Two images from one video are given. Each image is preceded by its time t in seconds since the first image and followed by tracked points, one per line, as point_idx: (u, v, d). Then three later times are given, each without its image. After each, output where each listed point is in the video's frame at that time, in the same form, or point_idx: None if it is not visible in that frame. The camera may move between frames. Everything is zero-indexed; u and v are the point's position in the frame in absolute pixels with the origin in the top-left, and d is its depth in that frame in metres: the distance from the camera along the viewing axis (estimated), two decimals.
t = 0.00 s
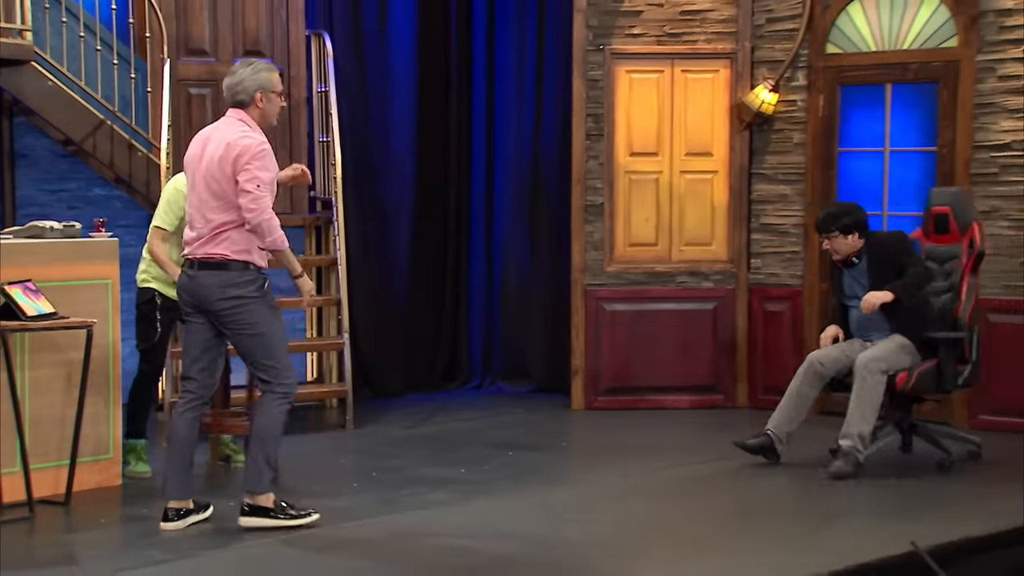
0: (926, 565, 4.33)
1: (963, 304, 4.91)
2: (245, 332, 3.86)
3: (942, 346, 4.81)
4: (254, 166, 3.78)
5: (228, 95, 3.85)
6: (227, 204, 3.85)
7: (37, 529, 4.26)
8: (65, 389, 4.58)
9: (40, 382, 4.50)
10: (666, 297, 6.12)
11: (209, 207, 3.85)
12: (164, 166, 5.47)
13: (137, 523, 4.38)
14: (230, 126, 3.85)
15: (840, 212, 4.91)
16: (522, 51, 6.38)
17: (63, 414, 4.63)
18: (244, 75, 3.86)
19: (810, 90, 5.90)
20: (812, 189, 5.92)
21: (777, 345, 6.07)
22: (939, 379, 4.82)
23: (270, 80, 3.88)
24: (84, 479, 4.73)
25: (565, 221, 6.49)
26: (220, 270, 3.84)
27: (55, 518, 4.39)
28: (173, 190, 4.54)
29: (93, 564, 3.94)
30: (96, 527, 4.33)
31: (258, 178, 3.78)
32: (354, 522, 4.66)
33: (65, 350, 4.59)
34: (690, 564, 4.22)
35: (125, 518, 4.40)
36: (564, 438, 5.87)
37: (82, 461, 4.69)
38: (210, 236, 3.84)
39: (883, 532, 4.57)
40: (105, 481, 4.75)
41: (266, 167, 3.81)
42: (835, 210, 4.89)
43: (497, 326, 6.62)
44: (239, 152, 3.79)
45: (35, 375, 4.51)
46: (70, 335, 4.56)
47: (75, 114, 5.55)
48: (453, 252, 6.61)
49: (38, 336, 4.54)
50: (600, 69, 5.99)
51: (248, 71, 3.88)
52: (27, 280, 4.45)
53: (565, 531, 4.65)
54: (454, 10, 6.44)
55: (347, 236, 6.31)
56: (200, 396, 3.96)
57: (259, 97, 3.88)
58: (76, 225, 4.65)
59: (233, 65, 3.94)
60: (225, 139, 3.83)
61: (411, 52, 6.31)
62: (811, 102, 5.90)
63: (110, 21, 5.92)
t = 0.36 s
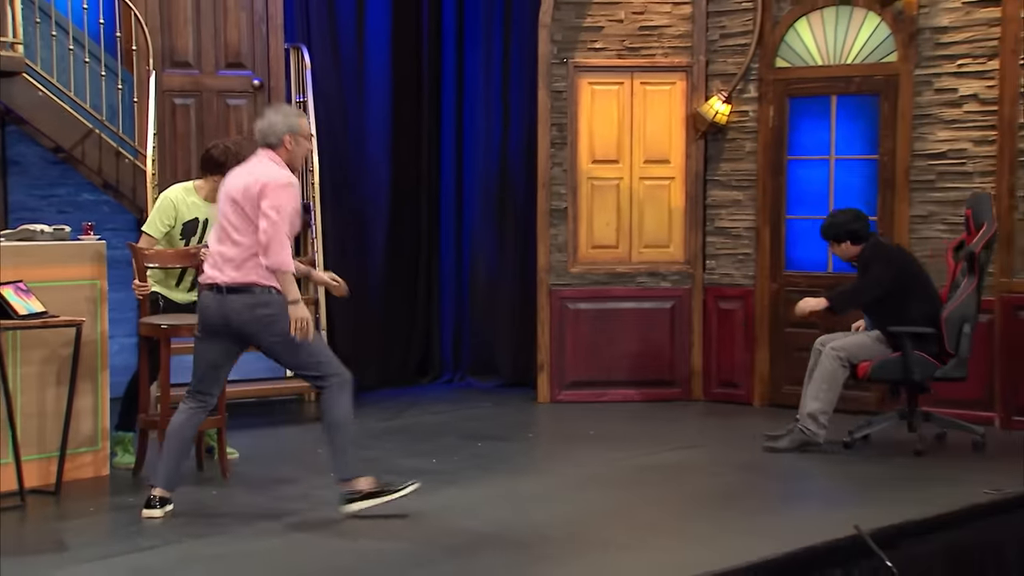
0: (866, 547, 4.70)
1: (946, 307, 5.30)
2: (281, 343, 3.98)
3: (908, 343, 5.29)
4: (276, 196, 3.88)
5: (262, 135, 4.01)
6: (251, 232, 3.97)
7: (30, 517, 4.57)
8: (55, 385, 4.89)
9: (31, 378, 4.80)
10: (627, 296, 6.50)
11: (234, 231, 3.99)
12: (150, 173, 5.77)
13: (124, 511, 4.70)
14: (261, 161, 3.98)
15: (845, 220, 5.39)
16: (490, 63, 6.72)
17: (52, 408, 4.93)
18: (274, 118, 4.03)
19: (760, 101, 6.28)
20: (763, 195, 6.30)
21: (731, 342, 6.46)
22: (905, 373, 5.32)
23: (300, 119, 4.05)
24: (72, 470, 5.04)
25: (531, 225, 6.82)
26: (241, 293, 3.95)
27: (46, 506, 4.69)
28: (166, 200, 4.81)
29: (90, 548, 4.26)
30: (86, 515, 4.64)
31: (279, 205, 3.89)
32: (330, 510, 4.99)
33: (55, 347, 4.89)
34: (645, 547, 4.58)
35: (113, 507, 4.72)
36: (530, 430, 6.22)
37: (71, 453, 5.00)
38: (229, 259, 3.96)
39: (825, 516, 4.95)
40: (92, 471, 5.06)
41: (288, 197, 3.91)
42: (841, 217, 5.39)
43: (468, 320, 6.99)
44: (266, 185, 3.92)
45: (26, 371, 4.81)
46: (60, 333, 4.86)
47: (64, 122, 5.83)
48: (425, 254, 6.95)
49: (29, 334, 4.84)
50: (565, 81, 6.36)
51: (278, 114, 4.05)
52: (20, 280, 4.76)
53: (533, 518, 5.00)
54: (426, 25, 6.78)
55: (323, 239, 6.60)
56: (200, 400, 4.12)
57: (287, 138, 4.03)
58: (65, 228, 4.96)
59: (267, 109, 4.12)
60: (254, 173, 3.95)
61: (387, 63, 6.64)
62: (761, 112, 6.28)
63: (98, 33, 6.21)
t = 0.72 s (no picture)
0: (814, 534, 4.90)
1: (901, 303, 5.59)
2: (372, 342, 4.15)
3: (860, 336, 5.69)
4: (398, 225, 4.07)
5: (409, 163, 4.18)
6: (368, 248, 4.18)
7: (13, 510, 4.79)
8: (37, 382, 5.11)
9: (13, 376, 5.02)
10: (589, 296, 6.78)
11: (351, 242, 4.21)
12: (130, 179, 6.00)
13: (104, 505, 4.93)
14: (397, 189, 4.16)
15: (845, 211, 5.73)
16: (457, 73, 6.98)
17: (34, 405, 5.15)
18: (426, 149, 4.19)
19: (715, 110, 6.58)
20: (718, 200, 6.60)
21: (688, 339, 6.76)
22: (858, 364, 5.71)
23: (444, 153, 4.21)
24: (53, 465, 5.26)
25: (497, 228, 7.09)
26: (338, 294, 4.19)
27: (28, 500, 4.91)
28: (151, 201, 4.98)
29: (77, 539, 4.48)
30: (67, 507, 4.86)
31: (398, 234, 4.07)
32: (303, 503, 5.23)
33: (36, 346, 5.12)
34: (607, 535, 4.84)
35: (93, 500, 4.94)
36: (496, 425, 6.49)
37: (52, 449, 5.21)
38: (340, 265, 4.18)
39: (776, 505, 5.23)
40: (72, 466, 5.28)
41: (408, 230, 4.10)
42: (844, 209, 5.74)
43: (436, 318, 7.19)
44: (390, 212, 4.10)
45: (9, 369, 5.03)
46: (41, 332, 5.08)
47: (45, 130, 6.04)
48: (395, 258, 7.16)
49: (12, 334, 5.06)
50: (529, 90, 6.64)
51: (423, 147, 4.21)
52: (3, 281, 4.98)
53: (499, 509, 5.26)
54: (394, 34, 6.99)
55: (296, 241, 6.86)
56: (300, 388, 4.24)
57: (435, 170, 4.20)
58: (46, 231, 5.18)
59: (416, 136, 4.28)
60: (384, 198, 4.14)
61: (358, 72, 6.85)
62: (716, 121, 6.58)
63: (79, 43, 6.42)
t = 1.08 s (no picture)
0: (774, 534, 4.94)
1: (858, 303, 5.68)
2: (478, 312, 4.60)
3: (820, 336, 5.77)
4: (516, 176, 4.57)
5: (500, 120, 4.69)
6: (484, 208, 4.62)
7: None
8: None
9: None
10: (553, 298, 6.80)
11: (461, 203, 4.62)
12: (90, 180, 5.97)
13: (64, 509, 4.90)
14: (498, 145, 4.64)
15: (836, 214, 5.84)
16: (419, 75, 7.01)
17: None
18: (514, 106, 4.70)
19: (677, 113, 6.63)
20: (680, 203, 6.65)
21: (651, 341, 6.81)
22: (820, 362, 5.81)
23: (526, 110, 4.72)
24: (12, 469, 5.22)
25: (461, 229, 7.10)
26: (461, 257, 4.59)
27: None
28: (103, 197, 4.96)
29: (36, 544, 4.46)
30: (26, 512, 4.83)
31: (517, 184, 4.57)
32: (266, 507, 5.22)
33: None
34: (571, 536, 4.87)
35: (53, 505, 4.92)
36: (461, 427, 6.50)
37: (10, 453, 5.18)
38: (458, 229, 4.58)
39: (738, 505, 5.27)
40: (31, 470, 5.24)
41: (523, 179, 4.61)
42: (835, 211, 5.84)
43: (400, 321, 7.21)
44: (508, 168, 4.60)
45: None
46: None
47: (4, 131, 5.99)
48: (359, 260, 7.16)
49: None
50: (492, 93, 6.67)
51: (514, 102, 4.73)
52: None
53: (463, 512, 5.28)
54: (358, 36, 7.00)
55: (260, 243, 6.84)
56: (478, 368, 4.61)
57: (526, 125, 4.73)
58: (5, 233, 5.15)
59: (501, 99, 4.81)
60: (493, 155, 4.63)
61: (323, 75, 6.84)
62: (679, 124, 6.64)
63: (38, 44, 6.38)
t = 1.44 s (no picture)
0: (732, 536, 4.93)
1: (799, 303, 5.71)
2: (595, 314, 4.91)
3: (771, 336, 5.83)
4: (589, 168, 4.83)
5: (576, 121, 4.92)
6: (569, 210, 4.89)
7: None
8: None
9: None
10: (513, 301, 6.79)
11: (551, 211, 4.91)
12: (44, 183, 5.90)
13: (14, 516, 4.84)
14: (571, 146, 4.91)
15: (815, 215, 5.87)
16: (378, 77, 6.99)
17: None
18: (588, 107, 4.92)
19: (636, 116, 6.67)
20: (639, 206, 6.72)
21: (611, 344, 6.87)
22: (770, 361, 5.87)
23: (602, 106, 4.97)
24: None
25: (421, 232, 7.08)
26: (563, 263, 4.89)
27: None
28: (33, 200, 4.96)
29: None
30: None
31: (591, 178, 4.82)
32: (221, 512, 5.18)
33: None
34: (529, 539, 4.86)
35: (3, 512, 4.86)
36: (420, 430, 6.48)
37: None
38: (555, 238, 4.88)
39: (697, 508, 5.28)
40: None
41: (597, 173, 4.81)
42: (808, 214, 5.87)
43: (360, 323, 7.19)
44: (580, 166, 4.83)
45: None
46: None
47: None
48: (317, 264, 7.12)
49: None
50: (452, 95, 6.66)
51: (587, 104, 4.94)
52: None
53: (421, 515, 5.26)
54: (316, 38, 6.97)
55: (217, 246, 6.79)
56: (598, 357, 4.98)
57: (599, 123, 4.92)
58: None
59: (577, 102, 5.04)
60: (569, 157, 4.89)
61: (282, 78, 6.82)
62: (638, 127, 6.68)
63: None
